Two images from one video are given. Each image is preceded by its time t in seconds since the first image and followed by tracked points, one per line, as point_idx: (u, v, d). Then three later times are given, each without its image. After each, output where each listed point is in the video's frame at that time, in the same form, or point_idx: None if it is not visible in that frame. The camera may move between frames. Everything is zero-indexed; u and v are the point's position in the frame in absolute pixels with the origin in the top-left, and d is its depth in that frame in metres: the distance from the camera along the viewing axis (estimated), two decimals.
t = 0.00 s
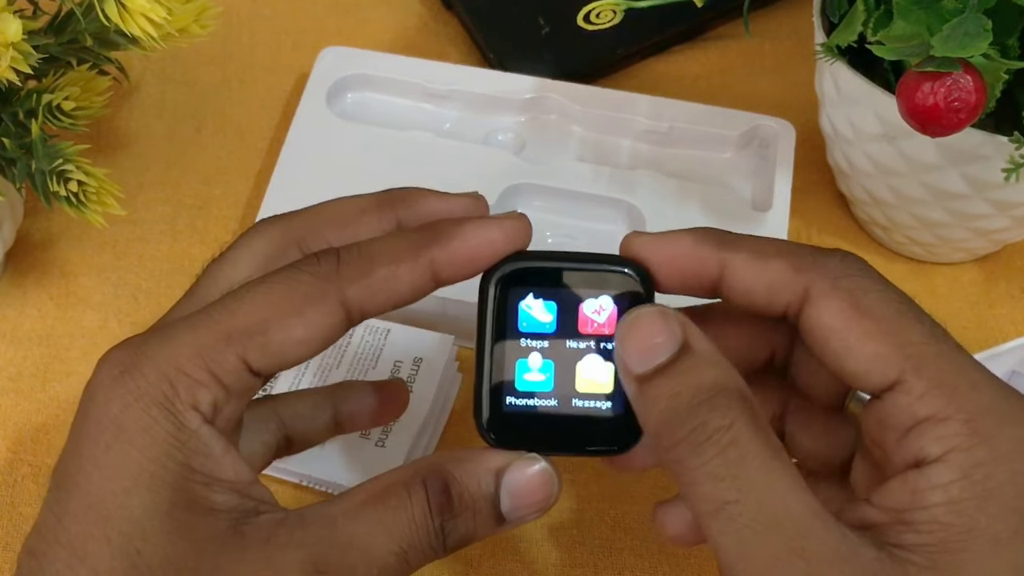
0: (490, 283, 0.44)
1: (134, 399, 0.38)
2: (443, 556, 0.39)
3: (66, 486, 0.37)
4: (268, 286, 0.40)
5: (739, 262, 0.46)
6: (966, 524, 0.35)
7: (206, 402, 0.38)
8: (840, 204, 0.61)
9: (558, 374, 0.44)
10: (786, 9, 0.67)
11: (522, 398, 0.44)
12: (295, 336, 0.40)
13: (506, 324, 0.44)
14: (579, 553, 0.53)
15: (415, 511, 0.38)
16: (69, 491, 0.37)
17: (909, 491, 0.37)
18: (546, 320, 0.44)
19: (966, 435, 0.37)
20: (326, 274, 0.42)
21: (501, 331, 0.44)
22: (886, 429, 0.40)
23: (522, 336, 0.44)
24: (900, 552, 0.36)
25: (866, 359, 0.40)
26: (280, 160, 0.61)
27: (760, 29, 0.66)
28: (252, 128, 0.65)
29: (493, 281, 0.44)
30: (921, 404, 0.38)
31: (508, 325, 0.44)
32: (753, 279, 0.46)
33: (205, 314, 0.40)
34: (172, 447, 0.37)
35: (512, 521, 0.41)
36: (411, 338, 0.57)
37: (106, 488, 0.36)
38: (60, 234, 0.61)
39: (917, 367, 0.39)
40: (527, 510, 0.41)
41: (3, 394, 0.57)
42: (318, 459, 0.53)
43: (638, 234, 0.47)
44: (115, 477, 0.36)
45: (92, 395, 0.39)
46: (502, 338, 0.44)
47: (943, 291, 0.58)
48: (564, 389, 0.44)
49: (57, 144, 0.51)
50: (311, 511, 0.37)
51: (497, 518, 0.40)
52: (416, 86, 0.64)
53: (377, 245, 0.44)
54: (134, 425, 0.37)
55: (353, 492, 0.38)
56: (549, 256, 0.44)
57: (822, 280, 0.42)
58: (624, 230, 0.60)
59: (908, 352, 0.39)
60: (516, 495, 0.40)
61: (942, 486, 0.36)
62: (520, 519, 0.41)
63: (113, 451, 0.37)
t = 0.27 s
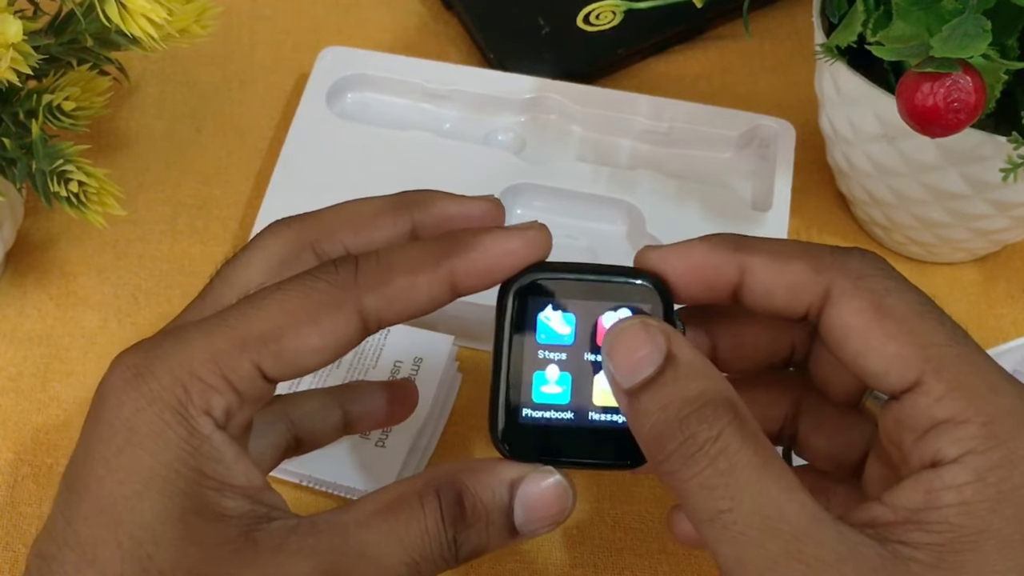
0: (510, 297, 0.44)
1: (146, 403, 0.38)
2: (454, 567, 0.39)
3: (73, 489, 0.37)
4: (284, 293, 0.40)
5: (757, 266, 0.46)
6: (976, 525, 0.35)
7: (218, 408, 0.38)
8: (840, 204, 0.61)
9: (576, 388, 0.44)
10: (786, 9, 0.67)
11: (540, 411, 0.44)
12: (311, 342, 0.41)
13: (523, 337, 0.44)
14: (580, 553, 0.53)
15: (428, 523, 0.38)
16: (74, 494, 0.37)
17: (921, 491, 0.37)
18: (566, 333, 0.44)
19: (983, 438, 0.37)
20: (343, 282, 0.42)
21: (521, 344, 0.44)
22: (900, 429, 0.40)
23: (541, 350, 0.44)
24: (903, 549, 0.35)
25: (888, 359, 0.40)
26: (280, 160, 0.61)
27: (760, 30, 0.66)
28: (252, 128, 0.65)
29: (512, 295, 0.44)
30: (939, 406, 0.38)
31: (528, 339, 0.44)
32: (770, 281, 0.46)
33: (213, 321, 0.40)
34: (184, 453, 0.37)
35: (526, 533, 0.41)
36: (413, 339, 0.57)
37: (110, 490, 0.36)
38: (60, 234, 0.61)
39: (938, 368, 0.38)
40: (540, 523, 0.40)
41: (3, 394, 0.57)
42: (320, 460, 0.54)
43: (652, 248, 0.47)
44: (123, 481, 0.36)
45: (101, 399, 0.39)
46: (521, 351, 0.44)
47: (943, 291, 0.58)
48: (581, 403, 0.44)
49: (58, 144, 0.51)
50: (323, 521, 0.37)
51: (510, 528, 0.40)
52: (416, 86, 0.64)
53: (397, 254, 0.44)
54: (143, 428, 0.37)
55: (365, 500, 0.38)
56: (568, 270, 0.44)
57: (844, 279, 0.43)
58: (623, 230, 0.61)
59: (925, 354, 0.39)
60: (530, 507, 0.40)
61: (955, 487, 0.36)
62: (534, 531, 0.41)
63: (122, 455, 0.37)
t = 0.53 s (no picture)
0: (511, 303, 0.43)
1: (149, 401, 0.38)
2: (455, 568, 0.39)
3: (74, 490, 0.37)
4: (289, 293, 0.40)
5: (763, 264, 0.46)
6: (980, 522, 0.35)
7: (221, 408, 0.38)
8: (840, 204, 0.61)
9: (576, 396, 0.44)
10: (786, 9, 0.67)
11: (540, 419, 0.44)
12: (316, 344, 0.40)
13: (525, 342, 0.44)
14: (580, 553, 0.53)
15: (429, 523, 0.38)
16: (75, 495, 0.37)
17: (939, 490, 0.37)
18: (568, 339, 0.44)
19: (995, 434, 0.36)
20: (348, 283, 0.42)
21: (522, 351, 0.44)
22: (904, 424, 0.40)
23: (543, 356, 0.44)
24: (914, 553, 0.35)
25: (896, 355, 0.40)
26: (280, 160, 0.61)
27: (760, 30, 0.66)
28: (252, 128, 0.65)
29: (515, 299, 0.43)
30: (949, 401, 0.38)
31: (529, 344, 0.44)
32: (779, 279, 0.46)
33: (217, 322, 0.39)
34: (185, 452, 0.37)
35: (527, 535, 0.41)
36: (414, 339, 0.57)
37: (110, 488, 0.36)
38: (59, 234, 0.61)
39: (945, 364, 0.38)
40: (541, 524, 0.40)
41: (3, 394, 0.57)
42: (322, 459, 0.54)
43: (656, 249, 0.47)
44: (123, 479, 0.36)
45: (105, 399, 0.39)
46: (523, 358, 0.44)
47: (944, 291, 0.58)
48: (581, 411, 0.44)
49: (57, 144, 0.51)
50: (325, 522, 0.37)
51: (511, 530, 0.40)
52: (416, 86, 0.64)
53: (401, 255, 0.44)
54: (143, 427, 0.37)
55: (365, 503, 0.38)
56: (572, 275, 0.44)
57: (849, 276, 0.43)
58: (624, 231, 0.60)
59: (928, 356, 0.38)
60: (531, 509, 0.40)
61: (974, 483, 0.36)
62: (535, 532, 0.41)
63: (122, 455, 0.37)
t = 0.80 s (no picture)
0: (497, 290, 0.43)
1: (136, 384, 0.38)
2: (442, 554, 0.39)
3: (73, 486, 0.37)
4: (271, 281, 0.40)
5: (755, 274, 0.45)
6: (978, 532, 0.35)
7: (205, 398, 0.38)
8: (840, 205, 0.61)
9: (562, 376, 0.43)
10: (786, 9, 0.67)
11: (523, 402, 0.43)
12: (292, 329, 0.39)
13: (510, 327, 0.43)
14: (580, 553, 0.53)
15: (415, 510, 0.38)
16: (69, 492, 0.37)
17: (952, 514, 0.36)
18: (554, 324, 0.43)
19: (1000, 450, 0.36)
20: (331, 270, 0.41)
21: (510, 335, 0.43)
22: (913, 447, 0.39)
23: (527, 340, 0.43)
24: None
25: (889, 375, 0.39)
26: (280, 160, 0.61)
27: (760, 30, 0.66)
28: (252, 128, 0.65)
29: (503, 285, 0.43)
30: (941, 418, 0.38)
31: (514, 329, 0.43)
32: (767, 288, 0.45)
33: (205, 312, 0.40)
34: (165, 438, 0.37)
35: (516, 521, 0.40)
36: (410, 339, 0.57)
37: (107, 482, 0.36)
38: (60, 234, 0.61)
39: (943, 380, 0.38)
40: (529, 510, 0.40)
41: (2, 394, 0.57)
42: (316, 457, 0.54)
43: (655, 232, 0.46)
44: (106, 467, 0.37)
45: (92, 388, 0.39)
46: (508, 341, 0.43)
47: (944, 291, 0.58)
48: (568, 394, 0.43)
49: (57, 144, 0.51)
50: (309, 510, 0.37)
51: (499, 516, 0.40)
52: (416, 87, 0.64)
53: (384, 241, 0.43)
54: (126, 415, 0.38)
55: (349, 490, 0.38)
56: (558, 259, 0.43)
57: (839, 294, 0.42)
58: (624, 231, 0.60)
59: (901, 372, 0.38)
60: (518, 495, 0.39)
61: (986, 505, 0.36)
62: (523, 518, 0.40)
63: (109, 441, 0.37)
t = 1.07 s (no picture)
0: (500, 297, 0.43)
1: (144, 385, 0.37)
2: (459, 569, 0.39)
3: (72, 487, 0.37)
4: (273, 279, 0.40)
5: (727, 283, 0.44)
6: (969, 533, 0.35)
7: (218, 401, 0.38)
8: (840, 204, 0.61)
9: (563, 381, 0.43)
10: (786, 9, 0.67)
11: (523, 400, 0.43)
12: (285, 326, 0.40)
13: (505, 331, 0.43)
14: (580, 552, 0.54)
15: (432, 524, 0.38)
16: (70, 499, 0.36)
17: (892, 534, 0.35)
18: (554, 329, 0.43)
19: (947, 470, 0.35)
20: (331, 257, 0.42)
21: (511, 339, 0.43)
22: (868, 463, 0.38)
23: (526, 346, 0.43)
24: None
25: (843, 393, 0.38)
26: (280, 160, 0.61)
27: (760, 30, 0.66)
28: (252, 128, 0.65)
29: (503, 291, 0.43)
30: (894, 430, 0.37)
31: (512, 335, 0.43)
32: (737, 301, 0.44)
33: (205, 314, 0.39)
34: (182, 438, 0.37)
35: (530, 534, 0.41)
36: (411, 339, 0.57)
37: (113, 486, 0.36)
38: (60, 234, 0.61)
39: (894, 401, 0.37)
40: (544, 523, 0.41)
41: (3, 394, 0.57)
42: (319, 458, 0.54)
43: (647, 231, 0.46)
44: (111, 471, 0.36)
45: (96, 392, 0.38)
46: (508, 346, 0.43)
47: (943, 291, 0.58)
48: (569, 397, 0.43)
49: (57, 144, 0.51)
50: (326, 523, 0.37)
51: (515, 529, 0.40)
52: (416, 87, 0.64)
53: (384, 232, 0.44)
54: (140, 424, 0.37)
55: (370, 501, 0.38)
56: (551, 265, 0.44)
57: (803, 311, 0.41)
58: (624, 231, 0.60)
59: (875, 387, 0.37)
60: (534, 508, 0.40)
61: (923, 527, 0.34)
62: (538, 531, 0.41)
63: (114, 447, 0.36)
